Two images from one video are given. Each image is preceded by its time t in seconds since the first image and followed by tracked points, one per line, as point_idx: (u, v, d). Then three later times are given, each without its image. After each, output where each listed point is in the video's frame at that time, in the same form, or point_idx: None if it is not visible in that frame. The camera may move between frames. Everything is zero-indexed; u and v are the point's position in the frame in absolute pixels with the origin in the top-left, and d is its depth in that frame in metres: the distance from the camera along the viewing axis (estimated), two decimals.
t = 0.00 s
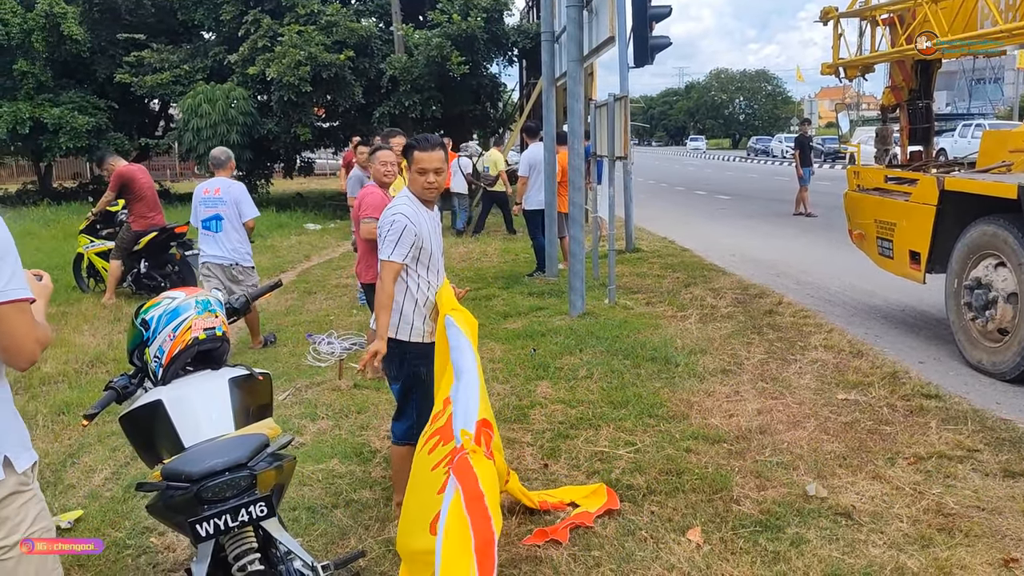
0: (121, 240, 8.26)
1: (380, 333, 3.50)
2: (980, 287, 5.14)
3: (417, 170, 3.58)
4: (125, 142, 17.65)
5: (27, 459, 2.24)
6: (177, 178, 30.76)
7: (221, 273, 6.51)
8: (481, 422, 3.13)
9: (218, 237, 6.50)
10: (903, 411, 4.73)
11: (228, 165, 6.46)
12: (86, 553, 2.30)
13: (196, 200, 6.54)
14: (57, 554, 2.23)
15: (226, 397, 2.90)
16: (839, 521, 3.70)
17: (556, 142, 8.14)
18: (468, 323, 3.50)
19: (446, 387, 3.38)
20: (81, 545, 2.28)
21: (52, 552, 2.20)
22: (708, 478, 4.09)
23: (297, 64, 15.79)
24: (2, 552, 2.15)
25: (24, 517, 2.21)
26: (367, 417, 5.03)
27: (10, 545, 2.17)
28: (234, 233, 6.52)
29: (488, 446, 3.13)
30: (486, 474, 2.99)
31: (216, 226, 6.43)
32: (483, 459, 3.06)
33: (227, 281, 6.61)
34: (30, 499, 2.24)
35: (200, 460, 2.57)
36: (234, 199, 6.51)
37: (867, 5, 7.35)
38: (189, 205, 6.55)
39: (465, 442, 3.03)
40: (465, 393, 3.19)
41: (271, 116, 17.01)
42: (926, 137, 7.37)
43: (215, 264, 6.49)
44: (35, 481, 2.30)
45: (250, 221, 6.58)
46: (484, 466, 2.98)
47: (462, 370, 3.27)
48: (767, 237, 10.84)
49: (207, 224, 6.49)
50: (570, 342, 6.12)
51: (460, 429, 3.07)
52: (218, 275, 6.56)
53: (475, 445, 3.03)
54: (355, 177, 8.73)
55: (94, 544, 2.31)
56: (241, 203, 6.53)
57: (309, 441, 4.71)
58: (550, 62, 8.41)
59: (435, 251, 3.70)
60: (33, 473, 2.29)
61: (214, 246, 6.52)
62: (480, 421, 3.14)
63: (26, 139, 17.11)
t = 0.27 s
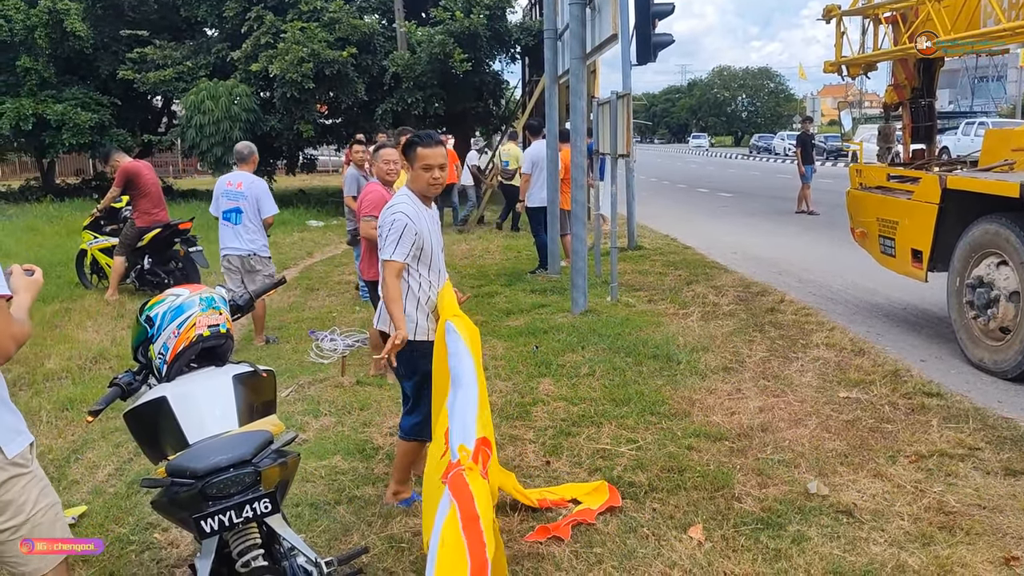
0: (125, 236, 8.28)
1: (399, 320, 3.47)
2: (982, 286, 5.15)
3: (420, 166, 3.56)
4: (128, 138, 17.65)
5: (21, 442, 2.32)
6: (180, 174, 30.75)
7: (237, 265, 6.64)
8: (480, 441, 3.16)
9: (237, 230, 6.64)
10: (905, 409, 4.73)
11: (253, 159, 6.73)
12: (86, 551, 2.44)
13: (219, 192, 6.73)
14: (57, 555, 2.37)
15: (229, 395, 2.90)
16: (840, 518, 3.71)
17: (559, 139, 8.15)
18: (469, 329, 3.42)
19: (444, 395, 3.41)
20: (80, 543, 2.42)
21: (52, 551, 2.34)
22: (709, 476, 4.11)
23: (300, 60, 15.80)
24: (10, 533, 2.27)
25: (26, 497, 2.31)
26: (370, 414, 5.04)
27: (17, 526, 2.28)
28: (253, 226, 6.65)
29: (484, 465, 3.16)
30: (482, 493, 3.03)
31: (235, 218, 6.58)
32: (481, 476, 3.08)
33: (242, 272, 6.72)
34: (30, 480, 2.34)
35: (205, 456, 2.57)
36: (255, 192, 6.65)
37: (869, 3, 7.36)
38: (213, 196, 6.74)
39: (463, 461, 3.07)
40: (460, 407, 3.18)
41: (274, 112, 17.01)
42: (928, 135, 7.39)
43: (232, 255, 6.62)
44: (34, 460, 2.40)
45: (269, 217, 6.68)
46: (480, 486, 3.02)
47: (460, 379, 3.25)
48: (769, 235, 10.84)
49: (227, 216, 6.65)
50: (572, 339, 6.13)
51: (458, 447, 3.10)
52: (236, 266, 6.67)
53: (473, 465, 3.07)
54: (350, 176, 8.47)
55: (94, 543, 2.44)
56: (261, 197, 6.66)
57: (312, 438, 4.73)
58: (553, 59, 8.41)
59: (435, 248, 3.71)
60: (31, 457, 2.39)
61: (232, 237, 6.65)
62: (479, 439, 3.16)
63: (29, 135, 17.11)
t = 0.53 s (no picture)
0: (128, 229, 8.28)
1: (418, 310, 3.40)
2: (986, 281, 5.15)
3: (424, 161, 3.59)
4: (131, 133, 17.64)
5: (21, 434, 2.33)
6: (182, 168, 30.74)
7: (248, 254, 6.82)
8: (464, 446, 2.68)
9: (249, 220, 6.82)
10: (908, 404, 4.73)
11: (266, 151, 6.90)
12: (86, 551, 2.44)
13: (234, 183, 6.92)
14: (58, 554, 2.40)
15: (235, 389, 2.89)
16: (843, 513, 3.71)
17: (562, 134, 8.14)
18: (471, 328, 3.17)
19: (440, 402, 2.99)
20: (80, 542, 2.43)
21: (52, 551, 2.36)
22: (713, 471, 4.11)
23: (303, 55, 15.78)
24: (9, 525, 2.30)
25: (26, 490, 2.33)
26: (374, 408, 5.04)
27: (17, 518, 2.31)
28: (265, 216, 6.84)
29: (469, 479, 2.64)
30: (462, 504, 2.52)
31: (248, 208, 6.76)
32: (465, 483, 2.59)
33: (253, 262, 6.89)
34: (30, 473, 2.35)
35: (211, 449, 2.57)
36: (269, 184, 6.87)
37: None
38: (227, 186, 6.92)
39: (444, 464, 2.59)
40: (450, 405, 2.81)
41: (277, 107, 16.99)
42: (933, 131, 7.31)
43: (243, 244, 6.80)
44: (36, 452, 2.41)
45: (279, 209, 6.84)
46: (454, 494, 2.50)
47: (453, 378, 2.92)
48: (772, 230, 10.83)
49: (241, 206, 6.83)
50: (575, 333, 6.13)
51: (440, 451, 2.65)
52: (246, 256, 6.85)
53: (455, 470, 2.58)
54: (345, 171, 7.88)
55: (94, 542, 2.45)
56: (274, 188, 6.86)
57: (316, 431, 4.74)
58: (557, 54, 8.40)
59: (438, 244, 3.72)
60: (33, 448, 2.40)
61: (244, 227, 6.83)
62: (465, 445, 2.69)
63: (32, 129, 17.11)
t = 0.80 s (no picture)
0: (123, 222, 8.28)
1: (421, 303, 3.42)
2: (990, 276, 5.14)
3: (428, 156, 3.57)
4: (134, 125, 17.65)
5: (30, 426, 2.29)
6: (186, 161, 30.77)
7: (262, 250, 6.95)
8: (443, 465, 2.48)
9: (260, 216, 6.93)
10: (912, 398, 4.73)
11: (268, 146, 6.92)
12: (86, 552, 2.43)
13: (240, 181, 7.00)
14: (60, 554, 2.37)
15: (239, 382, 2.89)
16: (846, 507, 3.71)
17: (565, 127, 8.13)
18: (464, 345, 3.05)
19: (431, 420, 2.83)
20: (79, 542, 2.41)
21: (52, 551, 2.34)
22: (716, 464, 4.12)
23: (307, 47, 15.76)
24: (18, 515, 2.28)
25: (34, 481, 2.30)
26: (377, 401, 5.05)
27: (25, 508, 2.28)
28: (274, 211, 6.92)
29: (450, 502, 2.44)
30: (438, 533, 2.30)
31: (257, 204, 6.85)
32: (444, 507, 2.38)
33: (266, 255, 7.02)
34: (39, 463, 2.32)
35: (216, 442, 2.57)
36: (274, 180, 6.91)
37: None
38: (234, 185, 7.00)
39: (421, 486, 2.39)
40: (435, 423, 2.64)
41: (280, 100, 16.97)
42: (938, 124, 7.30)
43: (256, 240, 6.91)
44: (46, 442, 2.38)
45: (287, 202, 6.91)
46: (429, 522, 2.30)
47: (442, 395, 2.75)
48: (775, 224, 10.81)
49: (250, 203, 6.93)
50: (578, 327, 6.13)
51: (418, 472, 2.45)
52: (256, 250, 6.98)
53: (433, 493, 2.38)
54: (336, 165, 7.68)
55: (93, 543, 2.43)
56: (280, 183, 6.92)
57: (320, 424, 4.75)
58: (561, 47, 8.38)
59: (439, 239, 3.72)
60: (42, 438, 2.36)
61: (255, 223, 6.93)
62: (444, 462, 2.50)
63: (36, 122, 17.11)
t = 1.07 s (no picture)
0: (113, 214, 8.31)
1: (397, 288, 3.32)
2: (996, 269, 5.13)
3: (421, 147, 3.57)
4: (139, 117, 17.66)
5: (50, 417, 2.30)
6: (190, 153, 30.80)
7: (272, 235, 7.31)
8: (437, 461, 2.38)
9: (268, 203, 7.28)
10: (917, 391, 4.73)
11: (269, 136, 7.29)
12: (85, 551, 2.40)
13: (245, 171, 7.34)
14: (59, 554, 2.34)
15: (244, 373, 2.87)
16: (850, 500, 3.71)
17: (570, 120, 8.11)
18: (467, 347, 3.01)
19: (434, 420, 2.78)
20: (80, 543, 2.38)
21: (51, 552, 2.31)
22: (720, 457, 4.12)
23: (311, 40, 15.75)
24: (33, 506, 2.27)
25: (51, 473, 2.29)
26: (382, 393, 5.06)
27: (40, 500, 2.27)
28: (281, 197, 7.29)
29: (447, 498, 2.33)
30: (433, 530, 2.18)
31: (265, 192, 7.20)
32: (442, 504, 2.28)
33: (277, 241, 7.39)
34: (58, 454, 2.32)
35: (221, 432, 2.56)
36: (278, 167, 7.27)
37: None
38: (240, 175, 7.33)
39: (416, 483, 2.28)
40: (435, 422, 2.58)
41: (284, 92, 16.95)
42: (944, 117, 7.31)
43: (266, 227, 7.27)
44: (64, 435, 2.37)
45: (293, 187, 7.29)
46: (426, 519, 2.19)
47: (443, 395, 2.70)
48: (780, 218, 10.78)
49: (257, 192, 7.27)
50: (582, 320, 6.13)
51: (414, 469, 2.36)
52: (269, 237, 7.30)
53: (428, 489, 2.27)
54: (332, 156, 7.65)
55: (93, 543, 2.40)
56: (285, 170, 7.29)
57: (324, 416, 4.76)
58: (566, 39, 8.36)
59: (434, 233, 3.67)
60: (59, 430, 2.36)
61: (265, 210, 7.29)
62: (437, 458, 2.40)
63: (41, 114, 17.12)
